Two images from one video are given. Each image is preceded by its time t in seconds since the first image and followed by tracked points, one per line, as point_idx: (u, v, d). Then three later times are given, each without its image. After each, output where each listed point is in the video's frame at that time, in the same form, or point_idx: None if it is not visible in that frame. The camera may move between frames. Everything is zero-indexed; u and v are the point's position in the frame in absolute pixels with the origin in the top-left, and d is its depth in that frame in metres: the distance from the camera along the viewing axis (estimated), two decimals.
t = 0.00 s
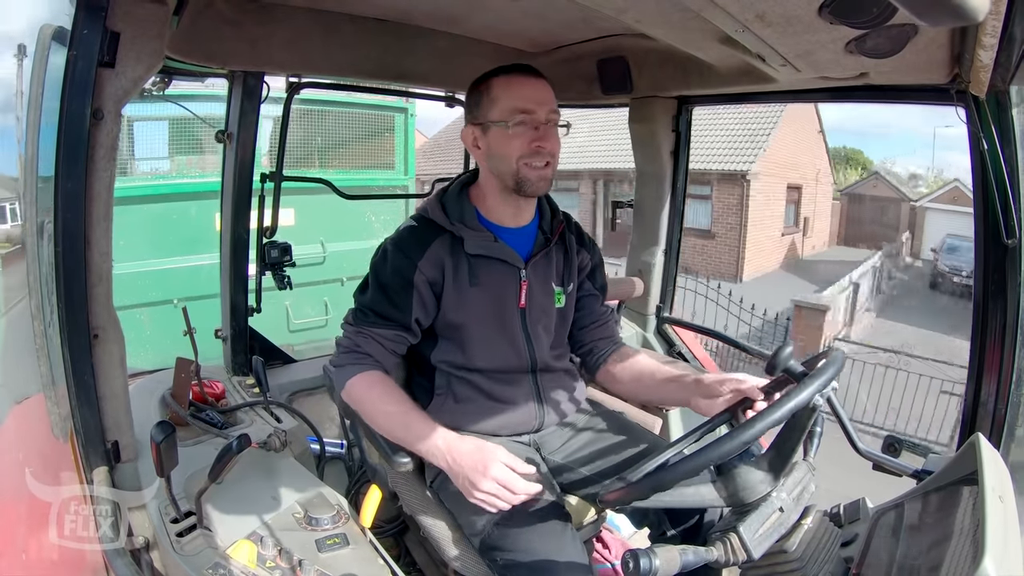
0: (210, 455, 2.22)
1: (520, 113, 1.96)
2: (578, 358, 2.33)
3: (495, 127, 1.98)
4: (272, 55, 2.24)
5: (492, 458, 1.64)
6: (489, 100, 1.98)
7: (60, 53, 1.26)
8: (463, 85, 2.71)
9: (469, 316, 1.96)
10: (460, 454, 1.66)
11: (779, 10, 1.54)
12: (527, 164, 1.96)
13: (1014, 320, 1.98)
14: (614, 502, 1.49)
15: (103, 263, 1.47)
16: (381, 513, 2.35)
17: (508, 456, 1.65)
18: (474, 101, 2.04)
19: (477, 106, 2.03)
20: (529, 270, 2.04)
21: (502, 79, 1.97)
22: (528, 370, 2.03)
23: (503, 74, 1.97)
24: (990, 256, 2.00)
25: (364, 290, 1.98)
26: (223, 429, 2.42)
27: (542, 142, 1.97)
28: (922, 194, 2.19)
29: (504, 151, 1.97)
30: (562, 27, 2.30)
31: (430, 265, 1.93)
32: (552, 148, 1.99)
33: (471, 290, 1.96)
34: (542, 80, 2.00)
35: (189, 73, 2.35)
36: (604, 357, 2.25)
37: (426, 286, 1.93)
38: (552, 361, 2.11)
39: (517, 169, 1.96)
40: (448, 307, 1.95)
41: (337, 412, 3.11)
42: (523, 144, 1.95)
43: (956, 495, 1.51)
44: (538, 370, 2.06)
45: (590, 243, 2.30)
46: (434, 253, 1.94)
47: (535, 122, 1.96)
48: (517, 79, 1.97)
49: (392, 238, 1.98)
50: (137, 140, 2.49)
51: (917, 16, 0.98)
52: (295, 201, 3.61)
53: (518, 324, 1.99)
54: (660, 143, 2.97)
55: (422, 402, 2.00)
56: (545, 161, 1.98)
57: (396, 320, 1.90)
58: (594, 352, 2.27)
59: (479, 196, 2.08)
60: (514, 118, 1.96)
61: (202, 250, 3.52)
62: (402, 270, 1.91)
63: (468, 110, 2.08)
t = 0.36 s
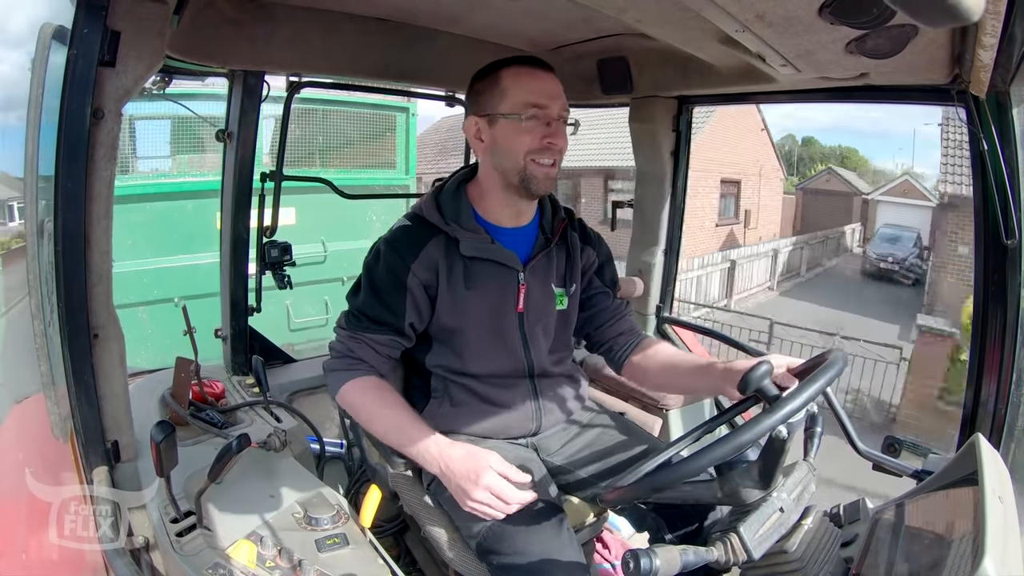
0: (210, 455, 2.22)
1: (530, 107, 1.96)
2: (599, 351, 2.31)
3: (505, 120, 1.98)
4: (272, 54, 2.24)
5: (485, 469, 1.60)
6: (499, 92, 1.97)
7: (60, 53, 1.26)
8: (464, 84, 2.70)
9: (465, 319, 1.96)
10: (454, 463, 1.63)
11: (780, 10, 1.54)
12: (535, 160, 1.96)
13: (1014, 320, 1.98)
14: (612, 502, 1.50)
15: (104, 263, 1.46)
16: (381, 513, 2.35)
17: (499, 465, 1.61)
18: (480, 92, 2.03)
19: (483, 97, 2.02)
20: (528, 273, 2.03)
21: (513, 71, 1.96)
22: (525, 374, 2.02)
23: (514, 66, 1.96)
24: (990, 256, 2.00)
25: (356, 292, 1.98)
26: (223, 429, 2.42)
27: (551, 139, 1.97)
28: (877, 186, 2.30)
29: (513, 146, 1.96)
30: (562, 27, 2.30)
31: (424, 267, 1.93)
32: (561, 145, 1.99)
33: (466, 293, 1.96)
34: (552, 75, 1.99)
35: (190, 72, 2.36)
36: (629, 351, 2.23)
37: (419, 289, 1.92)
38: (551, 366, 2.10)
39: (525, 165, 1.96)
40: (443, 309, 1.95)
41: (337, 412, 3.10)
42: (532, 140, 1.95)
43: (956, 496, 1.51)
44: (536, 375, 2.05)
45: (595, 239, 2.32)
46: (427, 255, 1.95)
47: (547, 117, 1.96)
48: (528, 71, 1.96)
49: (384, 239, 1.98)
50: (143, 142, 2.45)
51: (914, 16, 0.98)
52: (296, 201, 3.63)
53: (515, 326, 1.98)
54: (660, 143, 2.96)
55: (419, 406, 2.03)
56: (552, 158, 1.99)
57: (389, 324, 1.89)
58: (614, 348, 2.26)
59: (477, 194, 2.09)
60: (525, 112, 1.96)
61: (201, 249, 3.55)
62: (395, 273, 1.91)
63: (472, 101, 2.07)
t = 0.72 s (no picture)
0: (210, 454, 2.22)
1: (515, 122, 1.94)
2: (582, 362, 2.34)
3: (489, 137, 1.96)
4: (272, 54, 2.24)
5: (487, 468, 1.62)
6: (481, 106, 1.95)
7: (59, 52, 1.26)
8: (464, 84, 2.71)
9: (461, 332, 1.95)
10: (455, 462, 1.65)
11: (779, 9, 1.54)
12: (523, 176, 1.95)
13: (1014, 320, 1.99)
14: (614, 499, 1.49)
15: (104, 262, 1.46)
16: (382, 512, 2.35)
17: (502, 465, 1.63)
18: (464, 105, 2.01)
19: (466, 111, 2.00)
20: (523, 284, 2.02)
21: (494, 83, 1.93)
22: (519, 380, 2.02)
23: (494, 78, 1.94)
24: (990, 256, 2.00)
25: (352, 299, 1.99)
26: (223, 428, 2.42)
27: (539, 153, 1.95)
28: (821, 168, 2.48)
29: (498, 162, 1.96)
30: (562, 26, 2.29)
31: (418, 279, 1.92)
32: (552, 156, 1.97)
33: (463, 304, 1.95)
34: (537, 83, 1.96)
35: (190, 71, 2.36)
36: (606, 364, 2.26)
37: (414, 299, 1.92)
38: (547, 372, 2.08)
39: (513, 182, 1.95)
40: (438, 321, 1.95)
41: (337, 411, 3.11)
42: (519, 155, 1.94)
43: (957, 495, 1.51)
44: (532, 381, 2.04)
45: (592, 251, 2.29)
46: (422, 266, 1.93)
47: (532, 131, 1.95)
48: (508, 82, 1.93)
49: (380, 247, 1.98)
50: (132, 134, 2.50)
51: (913, 17, 0.99)
52: (292, 197, 3.56)
53: (512, 338, 1.98)
54: (660, 143, 2.96)
55: (419, 411, 2.04)
56: (541, 172, 1.97)
57: (384, 334, 1.89)
58: (597, 358, 2.29)
59: (471, 204, 2.08)
60: (510, 127, 1.94)
61: (200, 246, 3.52)
62: (390, 282, 1.91)
63: (457, 115, 2.05)
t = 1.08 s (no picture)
0: (210, 454, 2.22)
1: (526, 121, 1.93)
2: (602, 358, 2.33)
3: (501, 135, 1.96)
4: (272, 55, 2.24)
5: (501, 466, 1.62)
6: (494, 106, 1.96)
7: (60, 51, 1.26)
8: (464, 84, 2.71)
9: (476, 328, 1.95)
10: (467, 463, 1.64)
11: (780, 10, 1.54)
12: (533, 175, 1.94)
13: (1014, 320, 1.99)
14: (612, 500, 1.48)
15: (104, 262, 1.46)
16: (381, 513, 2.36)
17: (511, 463, 1.62)
18: (478, 104, 2.02)
19: (481, 110, 2.00)
20: (538, 280, 2.03)
21: (506, 84, 1.94)
22: (533, 376, 2.03)
23: (505, 77, 1.94)
24: (989, 258, 2.00)
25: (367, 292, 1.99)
26: (223, 428, 2.42)
27: (549, 151, 1.94)
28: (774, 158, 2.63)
29: (511, 160, 1.95)
30: (562, 27, 2.29)
31: (434, 273, 1.93)
32: (562, 155, 1.96)
33: (478, 300, 1.95)
34: (549, 82, 1.96)
35: (190, 71, 2.37)
36: (626, 358, 2.25)
37: (430, 294, 1.92)
38: (558, 368, 2.09)
39: (524, 181, 1.94)
40: (453, 315, 1.95)
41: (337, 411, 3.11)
42: (530, 153, 1.93)
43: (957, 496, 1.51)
44: (542, 376, 2.05)
45: (603, 247, 2.29)
46: (438, 260, 1.93)
47: (542, 129, 1.94)
48: (520, 83, 1.94)
49: (398, 240, 1.97)
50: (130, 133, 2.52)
51: (916, 17, 0.98)
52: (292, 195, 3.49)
53: (526, 335, 1.98)
54: (660, 143, 2.95)
55: (425, 404, 2.04)
56: (552, 170, 1.96)
57: (400, 327, 1.90)
58: (616, 353, 2.27)
59: (487, 199, 2.08)
60: (521, 126, 1.94)
61: (199, 246, 3.44)
62: (407, 277, 1.91)
63: (473, 112, 2.06)
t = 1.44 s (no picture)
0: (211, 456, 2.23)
1: (575, 133, 1.93)
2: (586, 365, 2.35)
3: (544, 144, 1.94)
4: (271, 55, 2.24)
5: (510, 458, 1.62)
6: (543, 113, 1.93)
7: (60, 52, 1.26)
8: (463, 85, 2.72)
9: (488, 336, 1.96)
10: (481, 454, 1.65)
11: (779, 10, 1.54)
12: (574, 189, 1.95)
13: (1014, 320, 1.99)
14: (611, 502, 1.43)
15: (103, 263, 1.46)
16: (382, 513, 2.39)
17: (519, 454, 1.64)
18: (517, 107, 1.98)
19: (520, 114, 1.97)
20: (549, 287, 2.05)
21: (558, 93, 1.94)
22: (543, 384, 2.03)
23: (556, 87, 1.94)
24: (988, 258, 2.01)
25: (385, 312, 1.90)
26: (223, 428, 2.46)
27: (591, 166, 1.95)
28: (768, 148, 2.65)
29: (555, 171, 1.94)
30: (561, 27, 2.29)
31: (460, 279, 1.90)
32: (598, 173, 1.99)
33: (493, 308, 1.95)
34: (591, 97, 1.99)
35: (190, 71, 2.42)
36: (614, 372, 2.28)
37: (456, 301, 1.89)
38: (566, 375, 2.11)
39: (566, 193, 1.95)
40: (474, 324, 1.93)
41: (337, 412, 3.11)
42: (575, 167, 1.94)
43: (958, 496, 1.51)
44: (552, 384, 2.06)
45: (607, 256, 2.32)
46: (462, 265, 1.91)
47: (586, 144, 1.95)
48: (568, 93, 1.94)
49: (416, 250, 1.91)
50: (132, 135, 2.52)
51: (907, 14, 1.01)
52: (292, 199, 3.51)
53: (533, 342, 2.01)
54: (660, 143, 2.96)
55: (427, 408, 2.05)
56: (590, 186, 1.98)
57: (433, 341, 1.84)
58: (606, 364, 2.30)
59: (505, 205, 2.06)
60: (568, 137, 1.93)
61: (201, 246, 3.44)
62: (435, 286, 1.86)
63: (506, 117, 2.02)
